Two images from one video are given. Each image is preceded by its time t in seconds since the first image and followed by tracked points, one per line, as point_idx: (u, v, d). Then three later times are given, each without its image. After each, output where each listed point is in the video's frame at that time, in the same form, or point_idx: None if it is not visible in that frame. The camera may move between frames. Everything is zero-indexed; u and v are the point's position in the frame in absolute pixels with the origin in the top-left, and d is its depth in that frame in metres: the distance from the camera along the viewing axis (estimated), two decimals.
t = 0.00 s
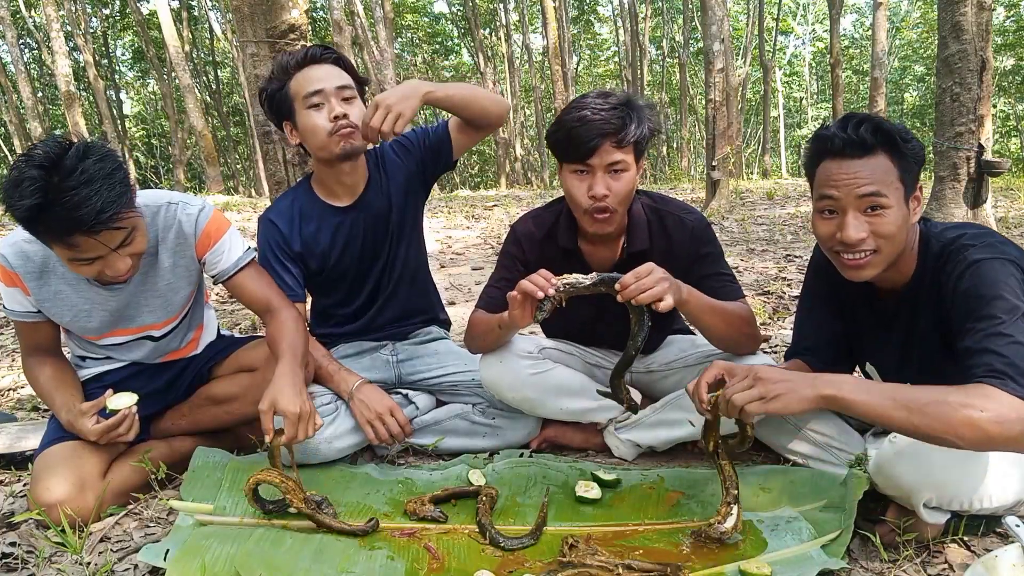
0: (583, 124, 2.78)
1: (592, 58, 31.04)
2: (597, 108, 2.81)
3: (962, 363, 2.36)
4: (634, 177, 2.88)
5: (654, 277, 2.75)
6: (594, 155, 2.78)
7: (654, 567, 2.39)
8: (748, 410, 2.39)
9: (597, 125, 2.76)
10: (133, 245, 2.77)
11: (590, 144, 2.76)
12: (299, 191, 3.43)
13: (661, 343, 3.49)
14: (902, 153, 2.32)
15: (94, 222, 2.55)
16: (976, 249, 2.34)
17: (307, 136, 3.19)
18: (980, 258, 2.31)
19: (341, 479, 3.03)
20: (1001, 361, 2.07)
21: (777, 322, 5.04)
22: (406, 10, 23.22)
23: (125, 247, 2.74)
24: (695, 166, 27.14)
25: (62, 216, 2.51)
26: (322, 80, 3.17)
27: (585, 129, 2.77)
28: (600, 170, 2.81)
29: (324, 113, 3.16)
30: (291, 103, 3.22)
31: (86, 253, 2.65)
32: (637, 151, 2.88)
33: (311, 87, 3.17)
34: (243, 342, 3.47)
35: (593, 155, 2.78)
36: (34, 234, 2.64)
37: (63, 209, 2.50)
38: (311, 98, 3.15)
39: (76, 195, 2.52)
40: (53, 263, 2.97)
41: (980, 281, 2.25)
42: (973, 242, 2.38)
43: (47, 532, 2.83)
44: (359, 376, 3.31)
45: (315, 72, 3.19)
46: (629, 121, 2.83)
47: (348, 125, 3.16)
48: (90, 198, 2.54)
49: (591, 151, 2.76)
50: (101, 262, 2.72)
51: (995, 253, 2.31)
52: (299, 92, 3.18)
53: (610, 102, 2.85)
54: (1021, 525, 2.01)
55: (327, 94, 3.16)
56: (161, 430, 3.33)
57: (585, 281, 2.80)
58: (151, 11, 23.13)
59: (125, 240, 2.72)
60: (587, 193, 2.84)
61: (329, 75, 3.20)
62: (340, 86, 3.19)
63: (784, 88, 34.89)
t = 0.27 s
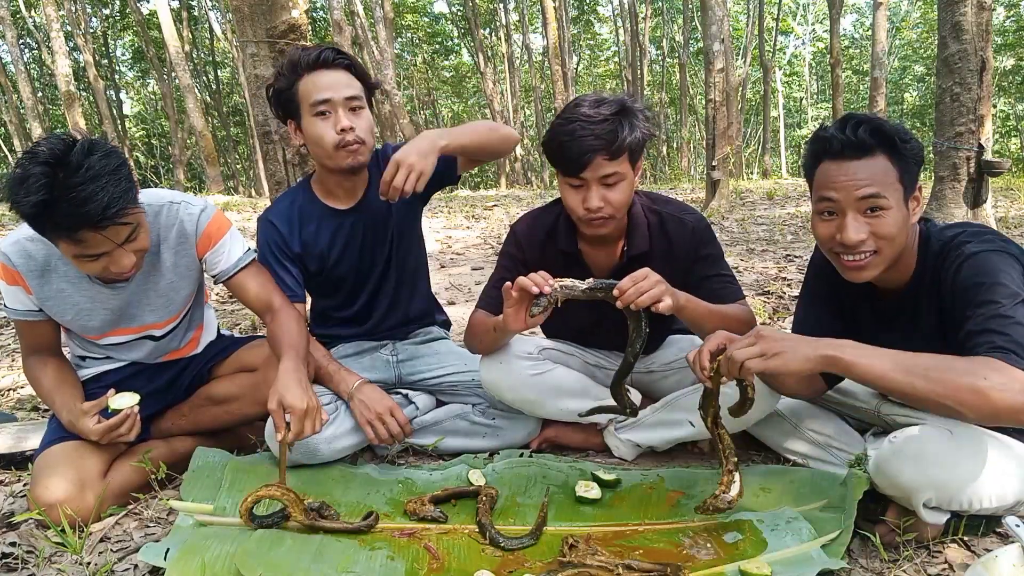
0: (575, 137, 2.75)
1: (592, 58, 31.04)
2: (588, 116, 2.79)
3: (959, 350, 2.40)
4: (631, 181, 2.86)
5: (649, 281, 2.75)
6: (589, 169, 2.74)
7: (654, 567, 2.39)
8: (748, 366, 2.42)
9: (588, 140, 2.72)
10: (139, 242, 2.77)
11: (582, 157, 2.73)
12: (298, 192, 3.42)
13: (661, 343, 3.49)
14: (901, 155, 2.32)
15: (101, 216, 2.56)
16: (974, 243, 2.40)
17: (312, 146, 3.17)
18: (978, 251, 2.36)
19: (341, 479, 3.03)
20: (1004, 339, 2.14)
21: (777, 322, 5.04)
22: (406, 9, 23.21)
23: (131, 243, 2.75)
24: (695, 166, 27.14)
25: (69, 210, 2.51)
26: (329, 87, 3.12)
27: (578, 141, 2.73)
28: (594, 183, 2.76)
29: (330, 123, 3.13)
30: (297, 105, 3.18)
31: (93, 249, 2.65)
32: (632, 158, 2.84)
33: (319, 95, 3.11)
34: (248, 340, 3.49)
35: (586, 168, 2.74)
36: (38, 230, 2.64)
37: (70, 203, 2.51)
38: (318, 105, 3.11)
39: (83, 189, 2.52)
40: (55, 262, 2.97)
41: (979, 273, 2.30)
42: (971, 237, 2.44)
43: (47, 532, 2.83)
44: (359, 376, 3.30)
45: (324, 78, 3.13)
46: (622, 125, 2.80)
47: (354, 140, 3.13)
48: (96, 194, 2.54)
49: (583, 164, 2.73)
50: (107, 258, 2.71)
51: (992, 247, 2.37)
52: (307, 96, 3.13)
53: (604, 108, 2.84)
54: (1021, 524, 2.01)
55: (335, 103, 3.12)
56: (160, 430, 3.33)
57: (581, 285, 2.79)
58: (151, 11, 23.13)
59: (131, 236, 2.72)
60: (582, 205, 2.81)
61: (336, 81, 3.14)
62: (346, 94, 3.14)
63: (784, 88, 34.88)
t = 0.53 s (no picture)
0: (573, 143, 2.73)
1: (592, 58, 31.04)
2: (584, 122, 2.78)
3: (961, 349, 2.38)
4: (630, 185, 2.84)
5: (650, 272, 2.76)
6: (588, 173, 2.73)
7: (654, 567, 2.39)
8: (757, 339, 2.36)
9: (585, 145, 2.71)
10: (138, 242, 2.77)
11: (581, 162, 2.71)
12: (297, 193, 3.40)
13: (662, 343, 3.49)
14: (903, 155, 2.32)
15: (97, 216, 2.56)
16: (977, 241, 2.39)
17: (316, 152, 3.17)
18: (982, 248, 2.36)
19: (340, 479, 3.03)
20: (1010, 330, 2.12)
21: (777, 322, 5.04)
22: (406, 9, 23.21)
23: (129, 243, 2.74)
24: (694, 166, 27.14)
25: (65, 210, 2.51)
26: (335, 96, 3.12)
27: (576, 147, 2.72)
28: (593, 188, 2.75)
29: (334, 131, 3.13)
30: (303, 109, 3.16)
31: (90, 247, 2.64)
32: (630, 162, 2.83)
33: (326, 103, 3.11)
34: (247, 341, 3.48)
35: (585, 173, 2.73)
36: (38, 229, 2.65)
37: (67, 203, 2.51)
38: (324, 113, 3.11)
39: (79, 189, 2.52)
40: (55, 261, 2.97)
41: (981, 270, 2.30)
42: (973, 236, 2.43)
43: (47, 532, 2.83)
44: (359, 376, 3.30)
45: (330, 86, 3.12)
46: (620, 129, 2.79)
47: (359, 147, 3.13)
48: (93, 193, 2.54)
49: (581, 169, 2.72)
50: (105, 258, 2.71)
51: (996, 244, 2.36)
52: (313, 103, 3.12)
53: (602, 113, 2.83)
54: (1021, 525, 2.01)
55: (341, 112, 3.12)
56: (160, 430, 3.33)
57: (580, 280, 2.83)
58: (151, 11, 23.13)
59: (130, 235, 2.72)
60: (583, 211, 2.80)
61: (342, 90, 3.14)
62: (352, 103, 3.14)
63: (784, 88, 34.88)
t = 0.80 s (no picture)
0: (561, 159, 2.71)
1: (592, 58, 31.04)
2: (572, 137, 2.76)
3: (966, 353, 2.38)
4: (628, 194, 2.82)
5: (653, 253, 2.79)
6: (581, 189, 2.70)
7: (654, 567, 2.39)
8: (757, 371, 2.32)
9: (576, 159, 2.68)
10: (137, 229, 2.78)
11: (572, 176, 2.69)
12: (298, 193, 3.40)
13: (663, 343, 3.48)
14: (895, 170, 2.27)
15: (93, 196, 2.55)
16: (987, 245, 2.38)
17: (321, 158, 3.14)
18: (990, 250, 2.35)
19: (340, 479, 3.03)
20: (1013, 339, 2.13)
21: (777, 322, 5.04)
22: (406, 9, 23.21)
23: (128, 228, 2.74)
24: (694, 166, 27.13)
25: (62, 190, 2.52)
26: (347, 103, 3.09)
27: (566, 162, 2.69)
28: (590, 202, 2.73)
29: (342, 139, 3.10)
30: (312, 112, 3.13)
31: (89, 232, 2.63)
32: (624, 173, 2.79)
33: (337, 110, 3.07)
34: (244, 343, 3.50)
35: (578, 188, 2.71)
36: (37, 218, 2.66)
37: (63, 181, 2.52)
38: (333, 121, 3.07)
39: (76, 169, 2.53)
40: (54, 259, 2.97)
41: (989, 274, 2.29)
42: (981, 238, 2.42)
43: (47, 532, 2.83)
44: (359, 377, 3.31)
45: (343, 92, 3.08)
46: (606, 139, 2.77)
47: (365, 158, 3.12)
48: (88, 170, 2.55)
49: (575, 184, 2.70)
50: (106, 244, 2.70)
51: (1005, 247, 2.36)
52: (323, 109, 3.08)
53: (588, 125, 2.81)
54: (1021, 524, 2.01)
55: (351, 120, 3.09)
56: (160, 430, 3.33)
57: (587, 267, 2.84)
58: (151, 11, 23.13)
59: (128, 219, 2.72)
60: (582, 226, 2.80)
61: (355, 97, 3.11)
62: (363, 112, 3.10)
63: (784, 88, 34.88)
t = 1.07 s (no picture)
0: (558, 169, 2.70)
1: (592, 58, 31.06)
2: (568, 147, 2.75)
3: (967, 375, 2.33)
4: (622, 201, 2.80)
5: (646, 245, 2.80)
6: (577, 200, 2.70)
7: (654, 567, 2.39)
8: (756, 451, 2.29)
9: (572, 168, 2.67)
10: (127, 195, 2.80)
11: (569, 186, 2.67)
12: (300, 192, 3.38)
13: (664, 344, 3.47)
14: (886, 194, 2.19)
15: (67, 150, 2.62)
16: (991, 257, 2.33)
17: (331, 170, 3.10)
18: (993, 264, 2.30)
19: (340, 479, 3.03)
20: (1002, 367, 2.07)
21: (777, 321, 5.04)
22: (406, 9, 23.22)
23: (117, 193, 2.77)
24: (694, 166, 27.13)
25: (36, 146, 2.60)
26: (362, 127, 2.96)
27: (563, 173, 2.68)
28: (586, 212, 2.73)
29: (354, 160, 3.02)
30: (325, 127, 3.01)
31: (74, 189, 2.65)
32: (620, 181, 2.78)
33: (350, 134, 2.97)
34: (246, 341, 3.47)
35: (574, 198, 2.70)
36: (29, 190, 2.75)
37: (41, 138, 2.61)
38: (348, 143, 2.99)
39: (49, 125, 2.63)
40: (53, 252, 3.00)
41: (991, 288, 2.25)
42: (983, 248, 2.37)
43: (47, 532, 2.83)
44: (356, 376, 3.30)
45: (358, 116, 2.95)
46: (601, 150, 2.76)
47: (377, 178, 3.07)
48: (64, 126, 2.64)
49: (569, 196, 2.69)
50: (93, 207, 2.72)
51: (1009, 261, 2.29)
52: (337, 128, 2.98)
53: (583, 136, 2.80)
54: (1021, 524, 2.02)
55: (365, 143, 2.99)
56: (160, 430, 3.33)
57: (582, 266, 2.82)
58: (151, 11, 23.13)
59: (114, 179, 2.75)
60: (578, 237, 2.79)
61: (371, 119, 2.97)
62: (378, 135, 3.00)
63: (784, 88, 34.88)
